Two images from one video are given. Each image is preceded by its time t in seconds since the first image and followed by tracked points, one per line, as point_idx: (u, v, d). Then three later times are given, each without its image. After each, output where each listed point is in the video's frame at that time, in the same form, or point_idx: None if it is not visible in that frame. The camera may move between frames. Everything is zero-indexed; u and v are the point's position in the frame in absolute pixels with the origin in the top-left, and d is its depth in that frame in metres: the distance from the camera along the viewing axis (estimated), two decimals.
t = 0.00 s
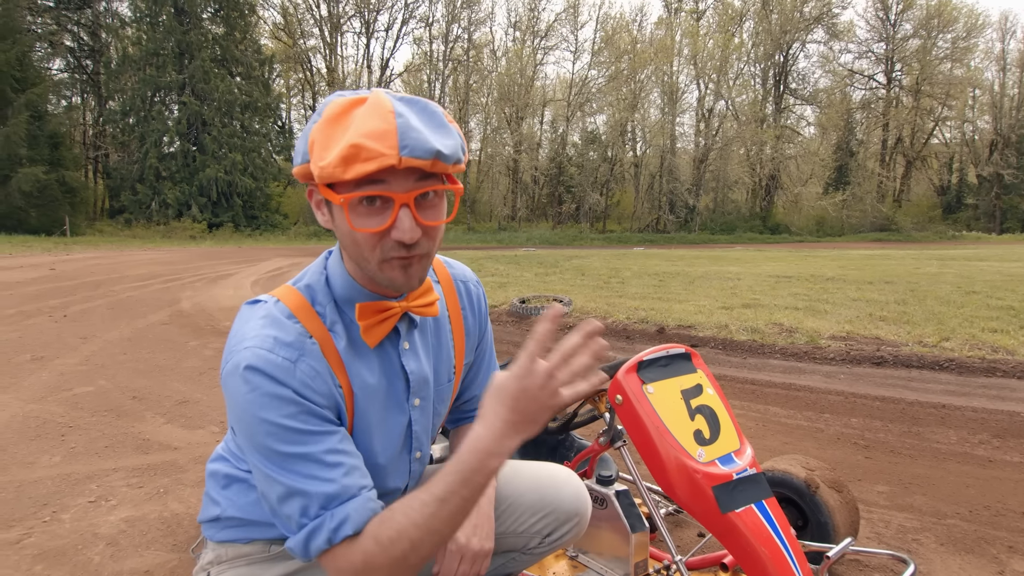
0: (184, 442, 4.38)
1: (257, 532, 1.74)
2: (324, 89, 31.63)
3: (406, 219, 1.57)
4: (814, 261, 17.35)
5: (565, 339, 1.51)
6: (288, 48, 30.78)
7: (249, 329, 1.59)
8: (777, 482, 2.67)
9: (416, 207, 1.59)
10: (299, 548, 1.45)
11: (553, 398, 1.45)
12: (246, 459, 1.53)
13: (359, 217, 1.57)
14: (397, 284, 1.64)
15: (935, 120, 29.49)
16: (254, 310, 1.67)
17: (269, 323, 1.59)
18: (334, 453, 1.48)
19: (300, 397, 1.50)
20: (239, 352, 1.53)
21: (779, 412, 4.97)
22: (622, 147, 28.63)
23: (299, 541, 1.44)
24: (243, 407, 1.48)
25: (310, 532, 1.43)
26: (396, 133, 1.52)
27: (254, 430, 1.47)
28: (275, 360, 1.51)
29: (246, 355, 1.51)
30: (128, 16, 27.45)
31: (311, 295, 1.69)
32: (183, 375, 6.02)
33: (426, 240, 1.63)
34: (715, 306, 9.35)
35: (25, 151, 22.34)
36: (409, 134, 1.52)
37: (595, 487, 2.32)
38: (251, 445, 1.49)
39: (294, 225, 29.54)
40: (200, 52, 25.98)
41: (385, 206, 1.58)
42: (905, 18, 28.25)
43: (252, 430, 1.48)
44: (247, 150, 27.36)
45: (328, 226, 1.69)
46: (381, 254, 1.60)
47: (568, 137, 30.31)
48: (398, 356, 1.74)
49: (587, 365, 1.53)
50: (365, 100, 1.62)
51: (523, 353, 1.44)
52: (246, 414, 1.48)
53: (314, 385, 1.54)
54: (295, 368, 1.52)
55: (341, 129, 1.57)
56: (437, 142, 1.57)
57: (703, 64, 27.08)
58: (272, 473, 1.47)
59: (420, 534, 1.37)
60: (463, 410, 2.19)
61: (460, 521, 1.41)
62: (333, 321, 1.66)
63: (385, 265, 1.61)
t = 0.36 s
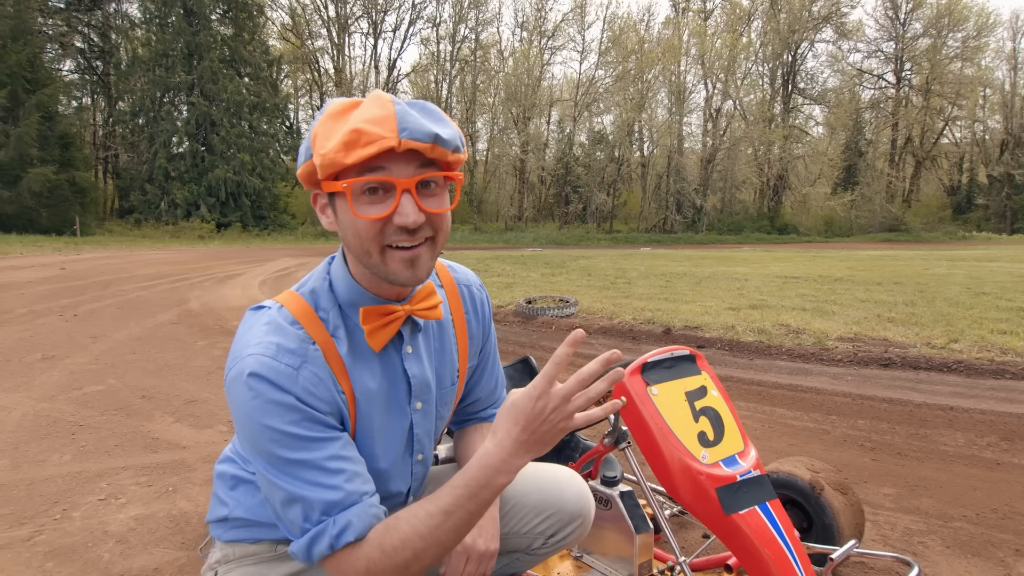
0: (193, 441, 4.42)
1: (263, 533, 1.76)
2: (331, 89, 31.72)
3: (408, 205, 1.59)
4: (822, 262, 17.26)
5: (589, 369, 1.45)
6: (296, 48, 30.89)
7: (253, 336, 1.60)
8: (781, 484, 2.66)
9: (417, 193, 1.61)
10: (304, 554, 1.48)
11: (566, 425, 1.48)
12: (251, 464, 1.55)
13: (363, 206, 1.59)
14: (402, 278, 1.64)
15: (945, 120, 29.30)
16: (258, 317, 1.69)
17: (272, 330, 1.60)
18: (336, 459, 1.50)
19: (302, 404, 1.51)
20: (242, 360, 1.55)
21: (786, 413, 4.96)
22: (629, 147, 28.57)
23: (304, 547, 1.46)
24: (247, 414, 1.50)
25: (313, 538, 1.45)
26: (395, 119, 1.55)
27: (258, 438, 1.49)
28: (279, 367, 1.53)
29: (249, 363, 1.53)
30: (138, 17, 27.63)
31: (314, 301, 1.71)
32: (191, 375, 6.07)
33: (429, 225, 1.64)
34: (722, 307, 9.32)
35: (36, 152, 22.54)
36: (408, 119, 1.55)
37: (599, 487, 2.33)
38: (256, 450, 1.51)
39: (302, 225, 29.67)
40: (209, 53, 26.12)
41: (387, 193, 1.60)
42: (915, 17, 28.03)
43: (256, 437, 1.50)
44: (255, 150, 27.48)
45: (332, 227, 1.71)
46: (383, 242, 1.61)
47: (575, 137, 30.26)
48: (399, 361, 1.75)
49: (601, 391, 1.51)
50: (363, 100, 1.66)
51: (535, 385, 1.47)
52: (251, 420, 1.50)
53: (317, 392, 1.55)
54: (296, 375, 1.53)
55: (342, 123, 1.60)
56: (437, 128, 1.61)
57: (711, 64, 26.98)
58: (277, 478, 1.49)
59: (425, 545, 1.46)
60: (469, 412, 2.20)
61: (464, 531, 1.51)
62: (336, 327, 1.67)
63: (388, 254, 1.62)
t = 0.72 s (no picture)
0: (200, 439, 4.44)
1: (272, 530, 1.77)
2: (338, 90, 31.82)
3: (413, 202, 1.59)
4: (830, 262, 17.18)
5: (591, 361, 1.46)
6: (303, 49, 30.99)
7: (261, 333, 1.61)
8: (787, 484, 2.66)
9: (420, 189, 1.61)
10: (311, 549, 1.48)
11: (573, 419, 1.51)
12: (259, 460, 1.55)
13: (368, 203, 1.59)
14: (408, 274, 1.64)
15: (954, 119, 29.13)
16: (265, 313, 1.70)
17: (279, 325, 1.61)
18: (343, 453, 1.51)
19: (309, 400, 1.52)
20: (250, 356, 1.56)
21: (792, 414, 4.94)
22: (635, 146, 28.51)
23: (310, 542, 1.47)
24: (254, 410, 1.51)
25: (319, 532, 1.46)
26: (399, 117, 1.56)
27: (267, 432, 1.50)
28: (287, 362, 1.54)
29: (257, 359, 1.54)
30: (146, 18, 27.80)
31: (320, 298, 1.71)
32: (198, 374, 6.10)
33: (433, 222, 1.64)
34: (728, 307, 9.30)
35: (45, 152, 22.73)
36: (412, 118, 1.57)
37: (605, 487, 2.33)
38: (263, 446, 1.52)
39: (309, 225, 29.77)
40: (217, 54, 26.26)
41: (390, 191, 1.60)
42: (924, 15, 27.84)
43: (263, 432, 1.51)
44: (263, 151, 27.60)
45: (337, 225, 1.71)
46: (386, 238, 1.62)
47: (581, 137, 30.25)
48: (404, 359, 1.75)
49: (604, 384, 1.56)
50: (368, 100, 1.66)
51: (543, 377, 1.49)
52: (260, 414, 1.50)
53: (324, 388, 1.55)
54: (304, 371, 1.54)
55: (346, 121, 1.61)
56: (442, 127, 1.61)
57: (718, 63, 26.91)
58: (285, 473, 1.50)
59: (432, 537, 1.46)
60: (473, 411, 2.20)
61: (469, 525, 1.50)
62: (341, 323, 1.67)
63: (392, 251, 1.63)
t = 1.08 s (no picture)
0: (206, 438, 4.46)
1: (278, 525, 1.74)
2: (343, 90, 31.87)
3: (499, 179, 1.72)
4: (835, 262, 17.11)
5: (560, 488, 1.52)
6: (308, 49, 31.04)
7: (286, 323, 1.51)
8: (793, 484, 2.65)
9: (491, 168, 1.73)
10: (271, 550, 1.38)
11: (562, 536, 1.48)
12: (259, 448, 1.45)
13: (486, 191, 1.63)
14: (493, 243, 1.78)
15: (960, 118, 28.97)
16: (292, 302, 1.60)
17: (306, 317, 1.50)
18: (339, 469, 1.41)
19: (329, 399, 1.41)
20: (278, 343, 1.45)
21: (797, 414, 4.93)
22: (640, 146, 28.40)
23: (274, 547, 1.37)
24: (270, 395, 1.40)
25: (285, 539, 1.35)
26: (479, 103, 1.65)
27: (279, 431, 1.38)
28: (316, 356, 1.43)
29: (287, 348, 1.43)
30: (152, 19, 27.88)
31: (347, 291, 1.60)
32: (204, 373, 6.13)
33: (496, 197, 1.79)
34: (733, 307, 9.28)
35: (51, 152, 22.83)
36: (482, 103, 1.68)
37: (610, 487, 2.33)
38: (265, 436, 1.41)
39: (313, 225, 29.85)
40: (222, 54, 26.32)
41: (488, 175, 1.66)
42: (931, 14, 27.70)
43: (272, 423, 1.39)
44: (268, 151, 27.66)
45: (420, 227, 1.58)
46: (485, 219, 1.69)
47: (586, 137, 30.21)
48: (426, 338, 1.71)
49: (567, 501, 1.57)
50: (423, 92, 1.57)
51: (558, 491, 1.49)
52: (279, 412, 1.38)
53: (346, 386, 1.45)
54: (331, 366, 1.43)
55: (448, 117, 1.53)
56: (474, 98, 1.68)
57: (722, 63, 26.83)
58: (277, 472, 1.38)
59: None
60: (476, 403, 2.17)
61: None
62: (367, 314, 1.58)
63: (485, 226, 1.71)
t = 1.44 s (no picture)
0: (209, 438, 4.46)
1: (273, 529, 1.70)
2: (345, 90, 31.89)
3: (490, 198, 1.62)
4: (837, 262, 17.09)
5: None
6: (311, 49, 31.06)
7: (267, 324, 1.48)
8: (797, 485, 2.65)
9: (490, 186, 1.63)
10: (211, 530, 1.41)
11: None
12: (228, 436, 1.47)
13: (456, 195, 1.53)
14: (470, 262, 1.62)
15: (964, 118, 28.88)
16: (280, 300, 1.59)
17: (287, 317, 1.49)
18: (287, 474, 1.40)
19: (292, 401, 1.39)
20: (257, 340, 1.45)
21: (801, 415, 4.92)
22: (642, 146, 28.30)
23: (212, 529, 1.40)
24: (238, 389, 1.40)
25: (223, 525, 1.38)
26: (486, 116, 1.61)
27: (239, 430, 1.38)
28: (288, 356, 1.41)
29: (261, 345, 1.43)
30: (155, 19, 27.88)
31: (333, 292, 1.58)
32: (208, 372, 6.14)
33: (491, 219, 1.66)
34: (736, 307, 9.26)
35: (54, 152, 22.88)
36: (494, 119, 1.62)
37: (613, 487, 2.32)
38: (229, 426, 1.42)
39: (316, 225, 29.92)
40: (225, 55, 26.35)
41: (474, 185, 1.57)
42: (934, 14, 27.65)
43: (238, 417, 1.39)
44: (271, 150, 27.70)
45: (389, 214, 1.55)
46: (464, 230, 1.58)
47: (588, 137, 30.25)
48: (418, 346, 1.68)
49: None
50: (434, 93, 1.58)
51: None
52: (242, 408, 1.38)
53: (316, 390, 1.43)
54: (302, 370, 1.41)
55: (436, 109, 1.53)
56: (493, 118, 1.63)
57: (725, 63, 26.78)
58: (233, 464, 1.39)
59: None
60: (477, 407, 2.15)
61: None
62: (350, 314, 1.56)
63: (464, 240, 1.59)
